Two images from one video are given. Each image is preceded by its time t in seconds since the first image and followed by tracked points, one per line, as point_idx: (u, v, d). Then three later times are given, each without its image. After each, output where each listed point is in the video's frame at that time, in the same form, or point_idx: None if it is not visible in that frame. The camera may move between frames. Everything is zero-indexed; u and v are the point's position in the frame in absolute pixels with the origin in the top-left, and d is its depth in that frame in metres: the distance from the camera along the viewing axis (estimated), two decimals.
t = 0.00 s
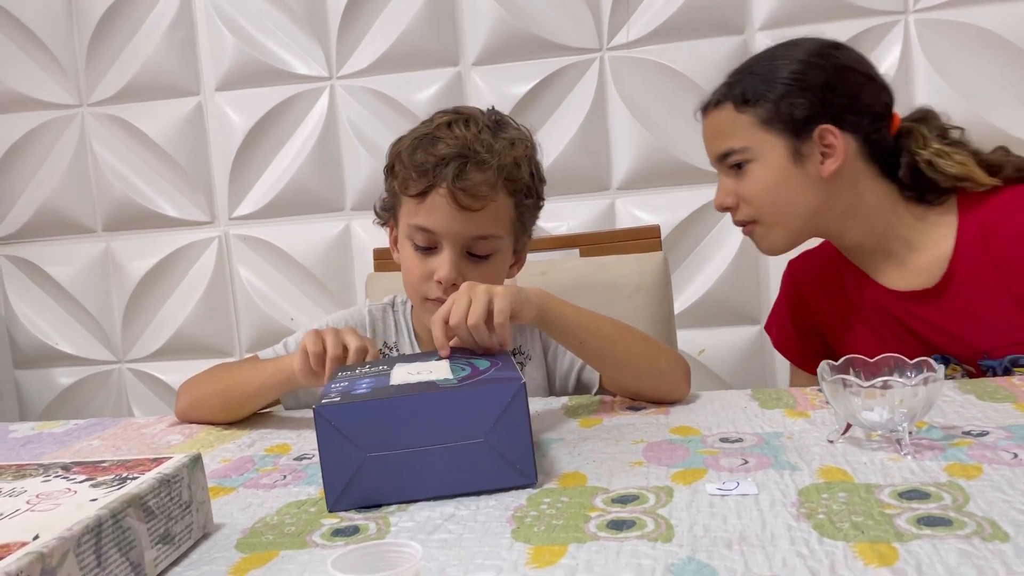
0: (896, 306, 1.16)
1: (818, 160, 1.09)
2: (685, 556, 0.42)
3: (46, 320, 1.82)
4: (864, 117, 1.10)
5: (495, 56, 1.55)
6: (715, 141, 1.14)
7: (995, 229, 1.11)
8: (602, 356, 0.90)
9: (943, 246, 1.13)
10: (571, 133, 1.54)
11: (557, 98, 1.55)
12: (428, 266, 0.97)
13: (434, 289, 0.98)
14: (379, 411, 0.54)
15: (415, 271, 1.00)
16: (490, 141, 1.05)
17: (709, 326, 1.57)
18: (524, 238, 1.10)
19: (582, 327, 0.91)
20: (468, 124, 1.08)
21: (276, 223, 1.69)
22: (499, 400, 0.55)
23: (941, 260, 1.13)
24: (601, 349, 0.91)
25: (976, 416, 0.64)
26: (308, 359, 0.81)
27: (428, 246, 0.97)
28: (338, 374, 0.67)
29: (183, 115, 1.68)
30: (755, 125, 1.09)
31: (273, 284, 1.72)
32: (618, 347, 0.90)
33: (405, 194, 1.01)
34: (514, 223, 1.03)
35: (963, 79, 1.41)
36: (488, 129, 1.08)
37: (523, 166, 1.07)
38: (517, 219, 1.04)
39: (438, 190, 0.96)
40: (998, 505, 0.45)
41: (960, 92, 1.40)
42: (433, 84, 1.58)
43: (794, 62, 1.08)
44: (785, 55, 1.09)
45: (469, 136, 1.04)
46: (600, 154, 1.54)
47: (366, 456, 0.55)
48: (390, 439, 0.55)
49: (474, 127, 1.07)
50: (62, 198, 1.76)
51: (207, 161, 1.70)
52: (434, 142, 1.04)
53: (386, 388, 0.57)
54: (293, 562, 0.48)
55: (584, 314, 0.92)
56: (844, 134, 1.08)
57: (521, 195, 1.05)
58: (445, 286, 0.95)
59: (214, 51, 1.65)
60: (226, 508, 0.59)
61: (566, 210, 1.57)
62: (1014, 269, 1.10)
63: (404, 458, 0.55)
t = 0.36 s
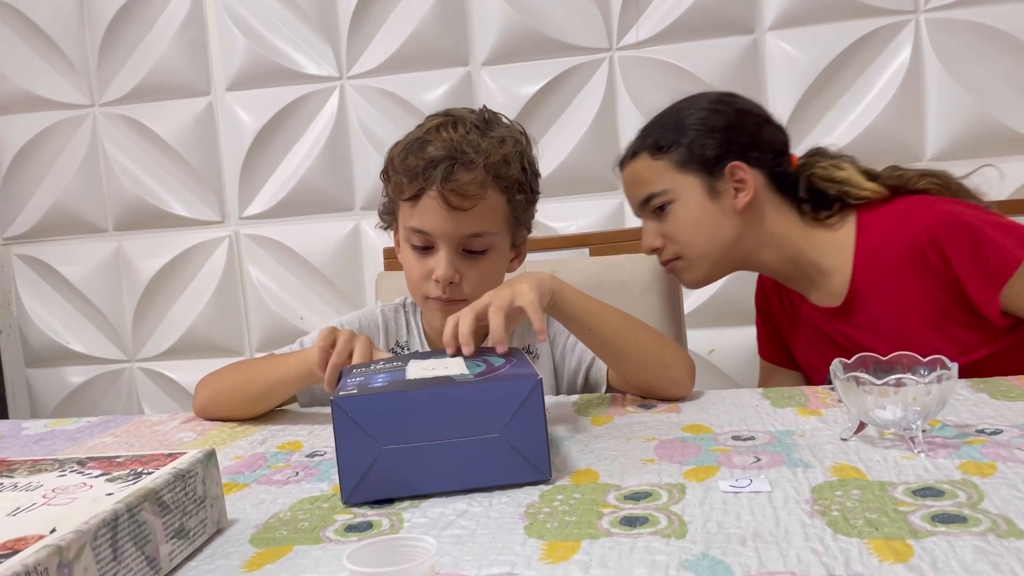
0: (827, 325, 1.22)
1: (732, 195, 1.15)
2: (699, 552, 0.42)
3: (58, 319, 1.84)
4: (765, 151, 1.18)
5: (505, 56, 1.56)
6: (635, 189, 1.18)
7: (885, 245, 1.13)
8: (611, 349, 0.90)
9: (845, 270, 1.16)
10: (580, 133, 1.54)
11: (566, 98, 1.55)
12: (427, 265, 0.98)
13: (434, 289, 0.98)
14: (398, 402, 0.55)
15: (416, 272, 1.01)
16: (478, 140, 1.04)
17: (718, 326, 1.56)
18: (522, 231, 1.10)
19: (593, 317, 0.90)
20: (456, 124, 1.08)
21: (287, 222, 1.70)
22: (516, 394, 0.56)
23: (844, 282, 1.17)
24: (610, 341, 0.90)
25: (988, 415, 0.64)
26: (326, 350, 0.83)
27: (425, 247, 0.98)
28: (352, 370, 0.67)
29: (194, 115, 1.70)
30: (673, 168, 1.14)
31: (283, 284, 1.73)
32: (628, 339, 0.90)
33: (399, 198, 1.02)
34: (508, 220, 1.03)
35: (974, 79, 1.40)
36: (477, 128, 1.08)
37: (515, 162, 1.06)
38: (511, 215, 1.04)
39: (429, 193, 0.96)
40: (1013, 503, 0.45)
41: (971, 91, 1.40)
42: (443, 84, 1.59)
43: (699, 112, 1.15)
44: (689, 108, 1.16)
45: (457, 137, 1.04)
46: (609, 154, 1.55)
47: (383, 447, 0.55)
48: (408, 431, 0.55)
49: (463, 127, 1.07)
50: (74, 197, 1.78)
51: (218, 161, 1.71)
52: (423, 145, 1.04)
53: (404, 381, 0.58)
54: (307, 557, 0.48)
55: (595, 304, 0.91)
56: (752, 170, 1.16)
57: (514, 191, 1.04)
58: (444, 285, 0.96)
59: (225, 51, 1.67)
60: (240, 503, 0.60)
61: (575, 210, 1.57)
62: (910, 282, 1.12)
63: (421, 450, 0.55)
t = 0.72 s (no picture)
0: (806, 335, 1.23)
1: (724, 207, 1.16)
2: (701, 556, 0.42)
3: (64, 319, 1.84)
4: (752, 166, 1.20)
5: (509, 58, 1.56)
6: (625, 203, 1.17)
7: (850, 258, 1.13)
8: (609, 348, 0.89)
9: (817, 280, 1.17)
10: (585, 135, 1.54)
11: (570, 100, 1.55)
12: (435, 297, 0.99)
13: (444, 319, 1.00)
14: (406, 406, 0.55)
15: (425, 303, 1.02)
16: (472, 171, 1.03)
17: (723, 329, 1.56)
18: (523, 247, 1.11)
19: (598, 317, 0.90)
20: (449, 156, 1.06)
21: (291, 224, 1.71)
22: (523, 399, 0.56)
23: (816, 292, 1.18)
24: (608, 340, 0.90)
25: (992, 419, 0.64)
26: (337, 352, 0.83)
27: (432, 280, 0.99)
28: (356, 374, 0.67)
29: (199, 116, 1.70)
30: (668, 181, 1.14)
31: (288, 285, 1.73)
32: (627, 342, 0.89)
33: (401, 236, 1.01)
34: (510, 246, 1.03)
35: (980, 81, 1.40)
36: (470, 158, 1.07)
37: (511, 189, 1.05)
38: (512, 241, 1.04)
39: (431, 234, 0.95)
40: (1016, 508, 0.45)
41: (976, 94, 1.39)
42: (447, 86, 1.59)
43: (687, 129, 1.17)
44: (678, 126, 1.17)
45: (451, 170, 1.03)
46: (614, 156, 1.54)
47: (389, 451, 0.55)
48: (414, 435, 0.55)
49: (455, 158, 1.06)
50: (79, 198, 1.78)
51: (223, 162, 1.72)
52: (419, 182, 1.02)
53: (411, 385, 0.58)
54: (309, 559, 0.48)
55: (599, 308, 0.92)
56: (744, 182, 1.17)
57: (512, 217, 1.04)
58: (454, 317, 0.97)
59: (231, 53, 1.67)
60: (242, 505, 0.60)
61: (580, 212, 1.57)
62: (877, 294, 1.11)
63: (427, 453, 0.55)
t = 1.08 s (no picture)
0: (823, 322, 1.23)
1: (768, 179, 1.15)
2: (704, 556, 0.42)
3: (67, 318, 1.85)
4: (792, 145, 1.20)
5: (513, 58, 1.56)
6: (664, 168, 1.14)
7: (894, 238, 1.14)
8: (617, 351, 0.90)
9: (849, 262, 1.18)
10: (588, 136, 1.54)
11: (574, 101, 1.55)
12: (434, 295, 0.99)
13: (443, 317, 1.00)
14: (389, 408, 0.55)
15: (424, 301, 1.02)
16: (471, 169, 1.03)
17: (726, 330, 1.56)
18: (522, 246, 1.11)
19: (604, 322, 0.91)
20: (449, 154, 1.06)
21: (295, 223, 1.71)
22: (511, 403, 0.56)
23: (847, 274, 1.18)
24: (617, 344, 0.90)
25: (995, 420, 0.63)
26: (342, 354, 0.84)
27: (432, 278, 0.99)
28: (355, 372, 0.67)
29: (203, 116, 1.71)
30: (714, 147, 1.12)
31: (291, 285, 1.73)
32: (634, 344, 0.90)
33: (400, 234, 1.01)
34: (509, 244, 1.03)
35: (984, 82, 1.40)
36: (469, 156, 1.07)
37: (509, 186, 1.05)
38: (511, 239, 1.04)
39: (429, 232, 0.95)
40: (1020, 510, 0.45)
41: (980, 95, 1.39)
42: (451, 86, 1.59)
43: (736, 99, 1.16)
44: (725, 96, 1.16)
45: (450, 168, 1.03)
46: (617, 156, 1.54)
47: (373, 453, 0.55)
48: (399, 438, 0.55)
49: (454, 155, 1.06)
50: (83, 197, 1.79)
51: (226, 162, 1.72)
52: (419, 180, 1.02)
53: (400, 387, 0.58)
54: (312, 558, 0.49)
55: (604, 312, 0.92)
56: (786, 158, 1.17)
57: (511, 215, 1.04)
58: (453, 314, 0.98)
59: (234, 53, 1.67)
60: (245, 504, 0.60)
61: (583, 212, 1.57)
62: (921, 275, 1.13)
63: (412, 456, 0.55)
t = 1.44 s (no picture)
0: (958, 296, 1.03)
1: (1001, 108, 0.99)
2: (707, 555, 0.42)
3: (69, 317, 1.85)
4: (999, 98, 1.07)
5: (515, 58, 1.56)
6: (899, 46, 0.97)
7: None
8: (618, 353, 0.90)
9: None
10: (590, 136, 1.54)
11: (576, 101, 1.55)
12: (436, 287, 0.99)
13: (445, 308, 0.99)
14: (384, 410, 0.55)
15: (425, 292, 1.01)
16: (473, 161, 1.05)
17: (727, 330, 1.56)
18: (524, 241, 1.11)
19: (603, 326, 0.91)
20: (451, 147, 1.07)
21: (297, 222, 1.71)
22: (507, 401, 0.56)
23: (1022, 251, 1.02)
24: (616, 347, 0.90)
25: (997, 420, 0.64)
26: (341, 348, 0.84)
27: (433, 269, 0.99)
28: (346, 373, 0.67)
29: (206, 114, 1.71)
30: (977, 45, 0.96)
31: (293, 284, 1.74)
32: (633, 346, 0.90)
33: (403, 224, 1.01)
34: (511, 236, 1.03)
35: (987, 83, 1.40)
36: (471, 149, 1.08)
37: (510, 179, 1.06)
38: (512, 231, 1.05)
39: (431, 220, 0.96)
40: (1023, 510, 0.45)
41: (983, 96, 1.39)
42: (453, 86, 1.59)
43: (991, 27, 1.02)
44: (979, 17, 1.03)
45: (452, 159, 1.04)
46: (619, 156, 1.54)
47: (372, 456, 0.55)
48: (397, 439, 0.55)
49: (457, 148, 1.07)
50: (85, 196, 1.79)
51: (229, 161, 1.72)
52: (422, 171, 1.03)
53: (394, 389, 0.58)
54: (315, 556, 0.49)
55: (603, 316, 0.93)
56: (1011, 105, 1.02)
57: (513, 207, 1.04)
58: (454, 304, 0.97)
59: (237, 52, 1.68)
60: (247, 502, 0.60)
61: (585, 212, 1.57)
62: None
63: (411, 458, 0.55)
